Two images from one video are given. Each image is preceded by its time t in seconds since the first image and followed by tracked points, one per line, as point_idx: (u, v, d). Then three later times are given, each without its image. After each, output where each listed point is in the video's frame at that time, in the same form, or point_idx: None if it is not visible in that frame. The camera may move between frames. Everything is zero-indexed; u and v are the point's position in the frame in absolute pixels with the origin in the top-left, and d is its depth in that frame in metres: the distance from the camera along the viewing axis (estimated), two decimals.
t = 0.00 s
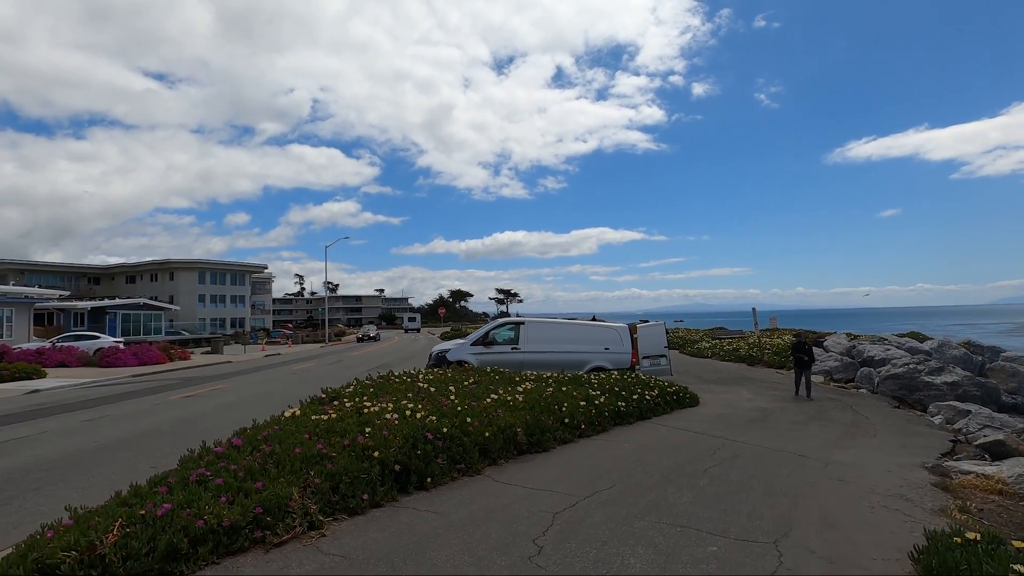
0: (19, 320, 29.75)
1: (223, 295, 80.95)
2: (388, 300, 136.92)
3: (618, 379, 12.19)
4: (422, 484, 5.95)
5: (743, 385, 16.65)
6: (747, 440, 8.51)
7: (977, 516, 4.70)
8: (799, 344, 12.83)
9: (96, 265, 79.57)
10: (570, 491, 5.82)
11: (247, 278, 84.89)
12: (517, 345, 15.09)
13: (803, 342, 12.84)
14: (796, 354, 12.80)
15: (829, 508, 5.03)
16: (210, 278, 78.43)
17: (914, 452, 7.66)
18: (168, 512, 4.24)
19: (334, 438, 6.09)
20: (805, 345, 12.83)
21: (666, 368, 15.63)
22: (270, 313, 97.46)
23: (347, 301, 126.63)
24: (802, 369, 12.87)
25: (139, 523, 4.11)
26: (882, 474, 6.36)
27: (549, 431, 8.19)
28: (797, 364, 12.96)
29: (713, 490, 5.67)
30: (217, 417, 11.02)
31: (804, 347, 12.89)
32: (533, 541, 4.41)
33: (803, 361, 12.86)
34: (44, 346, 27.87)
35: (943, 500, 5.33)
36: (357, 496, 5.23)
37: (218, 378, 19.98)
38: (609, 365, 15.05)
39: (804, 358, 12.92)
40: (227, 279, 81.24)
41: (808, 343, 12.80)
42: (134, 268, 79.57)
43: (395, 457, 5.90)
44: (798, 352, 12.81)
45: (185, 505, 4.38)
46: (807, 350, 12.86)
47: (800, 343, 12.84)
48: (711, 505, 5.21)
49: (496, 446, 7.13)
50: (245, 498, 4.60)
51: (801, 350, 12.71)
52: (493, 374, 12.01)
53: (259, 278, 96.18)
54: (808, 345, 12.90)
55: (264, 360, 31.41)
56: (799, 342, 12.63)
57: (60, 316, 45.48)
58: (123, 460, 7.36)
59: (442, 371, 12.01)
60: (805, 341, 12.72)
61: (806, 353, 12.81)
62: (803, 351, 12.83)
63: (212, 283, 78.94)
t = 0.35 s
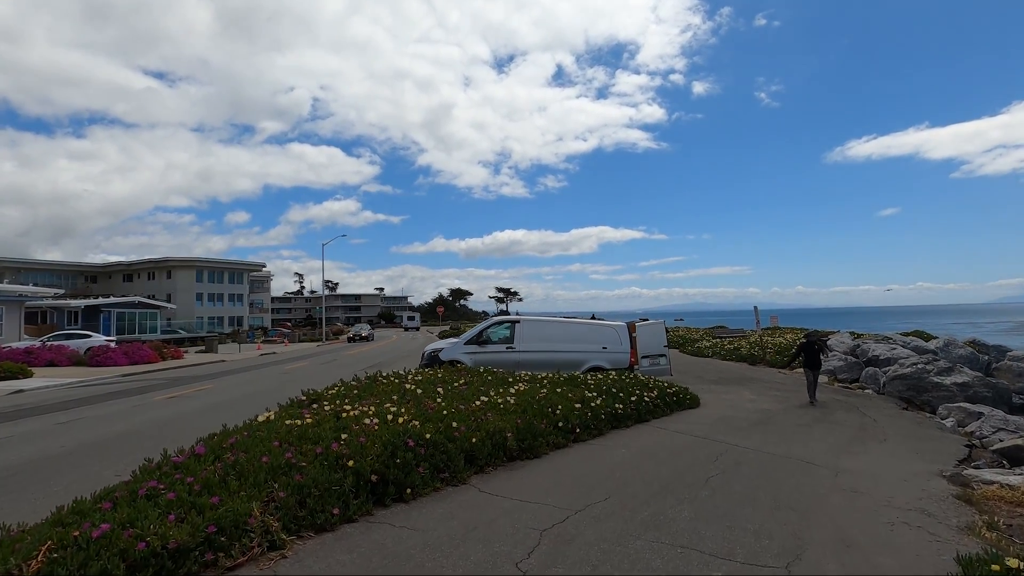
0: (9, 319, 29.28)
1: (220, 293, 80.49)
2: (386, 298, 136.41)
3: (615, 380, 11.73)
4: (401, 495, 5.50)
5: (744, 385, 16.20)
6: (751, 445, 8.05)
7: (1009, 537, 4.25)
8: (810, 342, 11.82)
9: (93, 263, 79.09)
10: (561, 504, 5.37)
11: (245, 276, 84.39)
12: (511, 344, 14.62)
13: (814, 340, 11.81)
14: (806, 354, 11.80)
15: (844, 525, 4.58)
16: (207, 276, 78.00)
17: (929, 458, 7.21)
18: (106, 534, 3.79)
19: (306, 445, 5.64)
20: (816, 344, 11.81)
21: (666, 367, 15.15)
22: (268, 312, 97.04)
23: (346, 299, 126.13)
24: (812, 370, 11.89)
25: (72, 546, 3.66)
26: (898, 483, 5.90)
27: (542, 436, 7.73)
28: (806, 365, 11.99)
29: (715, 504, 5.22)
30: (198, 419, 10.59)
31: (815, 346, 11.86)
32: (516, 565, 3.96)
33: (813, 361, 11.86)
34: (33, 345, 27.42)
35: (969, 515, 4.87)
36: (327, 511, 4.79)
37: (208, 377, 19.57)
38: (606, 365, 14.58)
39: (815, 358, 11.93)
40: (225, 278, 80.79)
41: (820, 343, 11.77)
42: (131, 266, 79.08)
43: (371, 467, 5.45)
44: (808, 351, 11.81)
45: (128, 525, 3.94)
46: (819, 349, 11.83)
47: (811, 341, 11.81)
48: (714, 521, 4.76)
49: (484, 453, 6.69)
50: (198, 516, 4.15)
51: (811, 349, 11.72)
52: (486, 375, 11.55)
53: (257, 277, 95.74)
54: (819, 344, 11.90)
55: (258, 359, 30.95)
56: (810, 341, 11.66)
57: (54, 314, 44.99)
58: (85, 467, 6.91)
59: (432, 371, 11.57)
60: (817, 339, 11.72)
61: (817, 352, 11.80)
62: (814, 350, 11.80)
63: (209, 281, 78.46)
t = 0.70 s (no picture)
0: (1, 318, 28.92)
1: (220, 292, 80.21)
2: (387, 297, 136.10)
3: (611, 380, 11.32)
4: (374, 507, 5.11)
5: (745, 386, 15.79)
6: (752, 450, 7.65)
7: None
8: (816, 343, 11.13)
9: (91, 262, 78.80)
10: (546, 518, 4.97)
11: (245, 275, 84.10)
12: (506, 344, 14.22)
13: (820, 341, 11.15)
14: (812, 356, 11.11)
15: (853, 544, 4.17)
16: (206, 275, 77.71)
17: (940, 465, 6.80)
18: (29, 557, 3.40)
19: (272, 453, 5.25)
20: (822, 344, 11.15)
21: (665, 368, 14.74)
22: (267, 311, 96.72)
23: (346, 298, 125.81)
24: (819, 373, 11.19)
25: None
26: (908, 494, 5.51)
27: (531, 441, 7.33)
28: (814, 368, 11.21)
29: (712, 518, 4.82)
30: (179, 422, 10.25)
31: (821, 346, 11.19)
32: None
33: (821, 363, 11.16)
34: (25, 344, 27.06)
35: (988, 531, 4.47)
36: (289, 526, 4.40)
37: (196, 377, 19.22)
38: (603, 365, 14.17)
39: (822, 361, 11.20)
40: (224, 276, 80.49)
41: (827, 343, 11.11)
42: (130, 265, 78.79)
43: (341, 477, 5.06)
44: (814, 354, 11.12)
45: (56, 546, 3.55)
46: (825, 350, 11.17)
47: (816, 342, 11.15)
48: (710, 539, 4.36)
49: (467, 460, 6.29)
50: (137, 536, 3.77)
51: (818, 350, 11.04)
52: (477, 375, 11.16)
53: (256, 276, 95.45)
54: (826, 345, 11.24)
55: (253, 358, 30.58)
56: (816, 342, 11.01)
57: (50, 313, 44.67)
58: (45, 474, 6.53)
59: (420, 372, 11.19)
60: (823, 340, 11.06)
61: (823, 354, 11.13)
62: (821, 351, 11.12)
63: (208, 280, 78.17)
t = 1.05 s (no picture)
0: None
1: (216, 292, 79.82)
2: (385, 297, 135.68)
3: (605, 384, 10.97)
4: (342, 524, 4.75)
5: (743, 389, 15.44)
6: (749, 459, 7.32)
7: None
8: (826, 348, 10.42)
9: (87, 261, 78.35)
10: (526, 538, 4.61)
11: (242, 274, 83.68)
12: (498, 346, 13.86)
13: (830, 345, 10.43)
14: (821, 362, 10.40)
15: (857, 569, 3.82)
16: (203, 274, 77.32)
17: (947, 476, 6.46)
18: None
19: (233, 465, 4.89)
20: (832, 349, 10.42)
21: (661, 370, 14.35)
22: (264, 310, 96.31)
23: (344, 298, 125.41)
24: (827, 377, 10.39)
25: None
26: (915, 509, 5.16)
27: (517, 449, 6.97)
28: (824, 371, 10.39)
29: (706, 538, 4.46)
30: (155, 427, 9.93)
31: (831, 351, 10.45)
32: None
33: (830, 370, 10.45)
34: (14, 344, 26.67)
35: (1003, 553, 4.12)
36: (244, 548, 4.04)
37: (184, 378, 18.91)
38: (598, 368, 13.82)
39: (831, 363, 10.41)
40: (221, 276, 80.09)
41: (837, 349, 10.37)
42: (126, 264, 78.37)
43: (306, 492, 4.69)
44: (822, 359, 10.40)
45: None
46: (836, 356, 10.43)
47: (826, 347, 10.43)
48: (702, 563, 4.00)
49: (447, 471, 5.93)
50: (68, 562, 3.41)
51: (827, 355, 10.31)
52: (467, 378, 10.81)
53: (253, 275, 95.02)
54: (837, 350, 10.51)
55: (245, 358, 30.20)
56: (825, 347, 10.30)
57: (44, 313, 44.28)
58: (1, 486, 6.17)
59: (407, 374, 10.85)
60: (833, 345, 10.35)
61: (833, 360, 10.40)
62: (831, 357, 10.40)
63: (205, 279, 77.78)
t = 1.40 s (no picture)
0: None
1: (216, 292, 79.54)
2: (386, 297, 135.34)
3: (604, 384, 10.56)
4: (315, 535, 4.37)
5: (748, 390, 15.04)
6: (756, 463, 6.92)
7: None
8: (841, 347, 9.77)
9: (86, 262, 78.12)
10: (515, 552, 4.22)
11: (242, 274, 83.38)
12: (494, 345, 13.47)
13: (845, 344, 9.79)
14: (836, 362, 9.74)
15: None
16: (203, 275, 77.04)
17: (968, 481, 6.06)
18: None
19: (198, 471, 4.51)
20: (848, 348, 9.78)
21: (662, 370, 14.00)
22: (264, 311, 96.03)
23: (344, 298, 125.10)
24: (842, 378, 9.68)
25: None
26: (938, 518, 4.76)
27: (510, 453, 6.58)
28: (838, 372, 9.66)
29: (712, 552, 4.07)
30: (135, 429, 9.59)
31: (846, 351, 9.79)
32: None
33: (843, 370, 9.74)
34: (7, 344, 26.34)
35: None
36: (202, 563, 3.66)
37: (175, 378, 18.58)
38: (597, 367, 13.42)
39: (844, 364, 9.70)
40: (221, 276, 79.83)
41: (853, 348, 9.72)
42: (126, 264, 78.09)
43: (274, 501, 4.29)
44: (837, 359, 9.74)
45: None
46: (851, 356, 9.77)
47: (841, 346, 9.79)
48: None
49: (433, 476, 5.54)
50: None
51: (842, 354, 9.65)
52: (461, 378, 10.43)
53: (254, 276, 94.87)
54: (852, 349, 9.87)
55: (242, 359, 29.86)
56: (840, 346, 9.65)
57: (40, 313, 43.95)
58: None
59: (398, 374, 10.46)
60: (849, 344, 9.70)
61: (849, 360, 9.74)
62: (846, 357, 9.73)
63: (204, 280, 77.52)
